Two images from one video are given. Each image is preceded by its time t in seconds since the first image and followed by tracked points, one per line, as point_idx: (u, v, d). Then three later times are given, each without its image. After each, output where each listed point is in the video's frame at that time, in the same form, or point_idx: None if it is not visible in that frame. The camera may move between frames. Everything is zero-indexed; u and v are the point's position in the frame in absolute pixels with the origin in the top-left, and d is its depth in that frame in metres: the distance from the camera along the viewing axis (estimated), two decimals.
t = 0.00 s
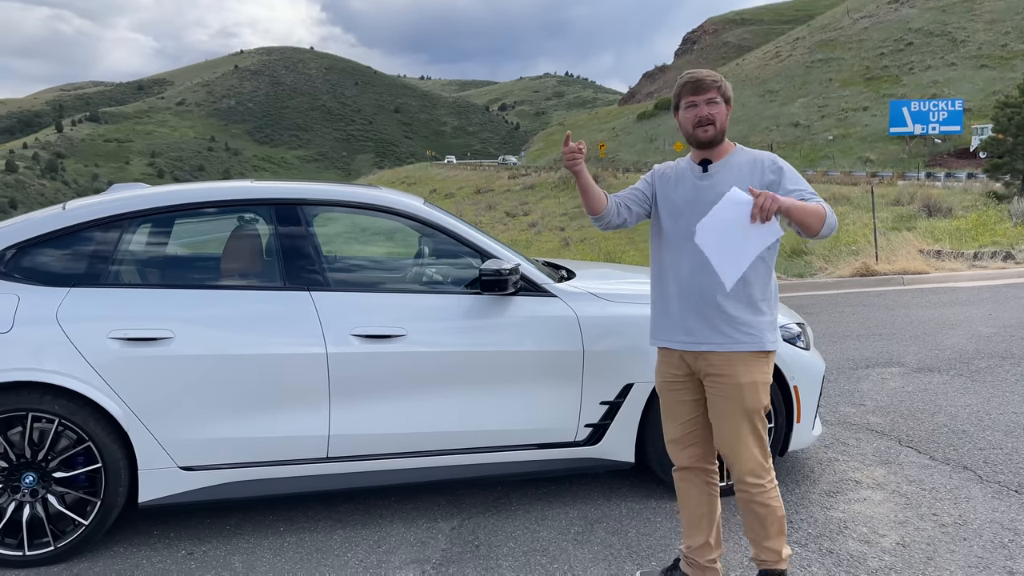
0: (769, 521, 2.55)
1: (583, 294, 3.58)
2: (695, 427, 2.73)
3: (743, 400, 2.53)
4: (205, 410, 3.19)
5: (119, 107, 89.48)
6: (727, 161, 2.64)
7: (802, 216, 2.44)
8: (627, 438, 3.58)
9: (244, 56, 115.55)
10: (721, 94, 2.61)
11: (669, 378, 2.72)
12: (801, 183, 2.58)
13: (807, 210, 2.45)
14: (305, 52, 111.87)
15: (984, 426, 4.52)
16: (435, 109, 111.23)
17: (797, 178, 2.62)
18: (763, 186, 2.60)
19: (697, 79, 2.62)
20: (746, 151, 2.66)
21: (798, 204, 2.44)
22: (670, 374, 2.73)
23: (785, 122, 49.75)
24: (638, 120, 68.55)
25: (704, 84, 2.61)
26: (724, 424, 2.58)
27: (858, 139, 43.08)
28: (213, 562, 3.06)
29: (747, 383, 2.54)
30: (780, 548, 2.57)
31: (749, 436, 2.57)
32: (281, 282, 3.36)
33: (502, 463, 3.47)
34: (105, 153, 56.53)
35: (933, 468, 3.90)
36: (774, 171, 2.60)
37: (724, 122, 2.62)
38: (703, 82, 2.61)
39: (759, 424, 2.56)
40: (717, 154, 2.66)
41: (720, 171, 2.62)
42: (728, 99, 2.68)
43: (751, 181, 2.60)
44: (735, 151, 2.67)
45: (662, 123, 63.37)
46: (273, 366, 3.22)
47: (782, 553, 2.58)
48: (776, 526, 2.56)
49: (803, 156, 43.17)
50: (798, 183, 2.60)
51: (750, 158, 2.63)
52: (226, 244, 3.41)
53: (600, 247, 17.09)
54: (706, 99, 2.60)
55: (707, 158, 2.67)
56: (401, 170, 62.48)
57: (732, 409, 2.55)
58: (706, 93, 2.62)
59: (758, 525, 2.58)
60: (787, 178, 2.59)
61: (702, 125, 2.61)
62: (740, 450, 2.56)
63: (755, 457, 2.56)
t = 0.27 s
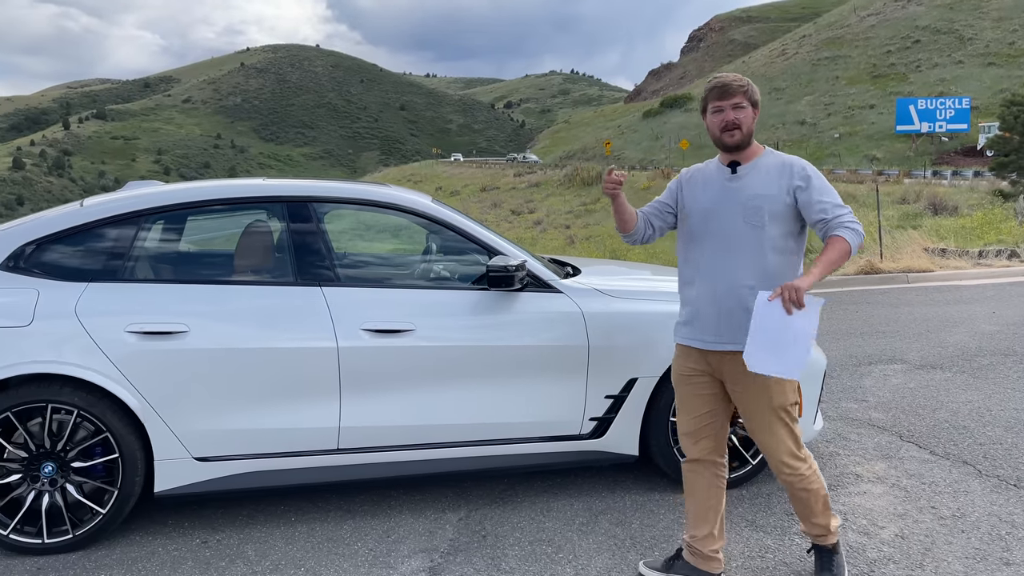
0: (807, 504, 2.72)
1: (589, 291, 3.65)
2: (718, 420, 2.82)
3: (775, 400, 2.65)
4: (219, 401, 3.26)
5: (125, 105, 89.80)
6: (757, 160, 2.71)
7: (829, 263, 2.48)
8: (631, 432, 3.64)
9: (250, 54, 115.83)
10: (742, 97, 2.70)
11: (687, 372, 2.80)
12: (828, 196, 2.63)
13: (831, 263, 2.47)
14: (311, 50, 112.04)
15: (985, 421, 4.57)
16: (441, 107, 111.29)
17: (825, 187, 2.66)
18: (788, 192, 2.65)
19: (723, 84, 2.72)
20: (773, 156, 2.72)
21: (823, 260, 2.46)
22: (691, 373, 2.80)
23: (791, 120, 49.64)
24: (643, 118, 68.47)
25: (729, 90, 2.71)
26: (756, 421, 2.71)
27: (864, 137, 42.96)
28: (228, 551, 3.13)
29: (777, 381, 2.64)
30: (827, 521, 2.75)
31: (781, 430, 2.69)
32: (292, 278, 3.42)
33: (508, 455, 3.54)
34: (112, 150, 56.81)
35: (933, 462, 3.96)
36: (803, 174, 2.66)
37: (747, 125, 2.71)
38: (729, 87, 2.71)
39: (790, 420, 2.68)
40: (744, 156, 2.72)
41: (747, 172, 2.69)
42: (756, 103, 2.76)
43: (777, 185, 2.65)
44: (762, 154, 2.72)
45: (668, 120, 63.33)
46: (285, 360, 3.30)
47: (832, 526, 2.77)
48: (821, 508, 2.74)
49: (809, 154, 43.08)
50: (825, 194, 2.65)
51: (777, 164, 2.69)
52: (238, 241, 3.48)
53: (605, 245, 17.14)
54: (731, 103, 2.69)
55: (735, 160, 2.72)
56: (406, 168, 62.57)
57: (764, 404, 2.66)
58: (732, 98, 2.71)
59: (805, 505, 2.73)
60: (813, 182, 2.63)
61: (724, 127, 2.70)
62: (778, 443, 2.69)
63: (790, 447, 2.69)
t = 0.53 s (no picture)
0: (821, 499, 2.79)
1: (591, 288, 3.70)
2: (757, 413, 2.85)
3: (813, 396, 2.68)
4: (227, 394, 3.30)
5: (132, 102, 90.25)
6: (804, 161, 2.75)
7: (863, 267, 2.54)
8: (631, 426, 3.69)
9: (257, 51, 116.21)
10: (793, 98, 2.72)
11: (730, 368, 2.82)
12: (872, 203, 2.68)
13: (860, 267, 2.54)
14: (317, 48, 112.31)
15: (983, 418, 4.61)
16: (446, 105, 111.40)
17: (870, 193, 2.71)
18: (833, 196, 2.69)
19: (777, 85, 2.74)
20: (822, 159, 2.76)
21: (852, 261, 2.54)
22: (728, 367, 2.83)
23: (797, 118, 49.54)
24: (649, 116, 68.42)
25: (779, 91, 2.73)
26: (791, 415, 2.75)
27: (870, 135, 42.84)
28: (234, 541, 3.17)
29: (817, 381, 2.68)
30: (830, 522, 2.82)
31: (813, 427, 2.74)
32: (299, 275, 3.47)
33: (512, 448, 3.59)
34: (119, 148, 57.18)
35: (930, 458, 4.00)
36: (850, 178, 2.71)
37: (797, 126, 2.74)
38: (782, 88, 2.73)
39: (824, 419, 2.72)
40: (794, 157, 2.76)
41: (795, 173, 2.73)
42: (808, 106, 2.79)
43: (827, 188, 2.69)
44: (812, 157, 2.76)
45: (674, 119, 63.28)
46: (292, 354, 3.34)
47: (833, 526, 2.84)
48: (825, 509, 2.81)
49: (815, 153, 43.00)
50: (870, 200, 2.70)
51: (823, 167, 2.74)
52: (245, 238, 3.53)
53: (610, 243, 17.18)
54: (785, 104, 2.72)
55: (786, 161, 2.76)
56: (412, 166, 62.71)
57: (803, 404, 2.70)
58: (785, 99, 2.73)
59: (814, 503, 2.81)
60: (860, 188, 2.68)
61: (775, 128, 2.73)
62: (810, 439, 2.73)
63: (817, 445, 2.74)
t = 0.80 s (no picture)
0: (822, 487, 2.85)
1: (590, 286, 3.76)
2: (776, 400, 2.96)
3: (827, 384, 2.78)
4: (231, 388, 3.34)
5: (139, 101, 90.60)
6: (820, 161, 2.85)
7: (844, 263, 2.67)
8: (626, 422, 3.74)
9: (263, 50, 116.49)
10: (799, 100, 2.81)
11: (751, 355, 2.93)
12: (882, 202, 2.72)
13: (840, 263, 2.67)
14: (323, 47, 112.52)
15: (979, 415, 4.67)
16: (452, 105, 111.46)
17: (886, 191, 2.73)
18: (840, 197, 2.79)
19: (779, 89, 2.87)
20: (842, 153, 2.84)
21: (831, 257, 2.67)
22: (749, 351, 2.94)
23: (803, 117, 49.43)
24: (655, 115, 68.36)
25: (783, 93, 2.84)
26: (804, 402, 2.84)
27: (876, 135, 42.74)
28: (236, 532, 3.20)
29: (830, 371, 2.78)
30: (823, 513, 2.88)
31: (823, 416, 2.83)
32: (300, 271, 3.52)
33: (511, 443, 3.64)
34: (125, 147, 57.46)
35: (923, 454, 4.06)
36: (861, 177, 2.77)
37: (806, 125, 2.83)
38: (785, 90, 2.84)
39: (836, 409, 2.80)
40: (815, 153, 2.87)
41: (811, 173, 2.85)
42: (824, 99, 2.84)
43: (840, 183, 2.79)
44: (830, 152, 2.85)
45: (679, 118, 63.21)
46: (293, 349, 3.38)
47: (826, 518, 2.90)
48: (826, 498, 2.87)
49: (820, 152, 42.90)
50: (883, 196, 2.73)
51: (837, 166, 2.82)
52: (248, 236, 3.57)
53: (614, 243, 17.21)
54: (779, 108, 2.86)
55: (806, 158, 2.89)
56: (417, 165, 62.75)
57: (817, 392, 2.80)
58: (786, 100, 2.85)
59: (813, 491, 2.88)
60: (870, 188, 2.73)
61: (781, 129, 2.87)
62: (820, 425, 2.82)
63: (826, 434, 2.82)
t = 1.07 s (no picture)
0: (815, 476, 2.95)
1: (586, 284, 3.81)
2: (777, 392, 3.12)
3: (819, 375, 2.91)
4: (231, 383, 3.40)
5: (146, 102, 91.04)
6: (818, 156, 3.02)
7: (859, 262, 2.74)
8: (621, 417, 3.80)
9: (269, 51, 116.87)
10: (792, 101, 3.01)
11: (753, 346, 3.12)
12: (885, 187, 2.81)
13: (865, 258, 2.72)
14: (329, 47, 112.82)
15: (972, 413, 4.74)
16: (458, 105, 111.60)
17: (887, 177, 2.83)
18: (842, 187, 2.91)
19: (776, 92, 3.07)
20: (838, 148, 2.98)
21: (855, 255, 2.73)
22: (751, 343, 3.13)
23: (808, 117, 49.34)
24: (660, 115, 68.31)
25: (779, 96, 3.05)
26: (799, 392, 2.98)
27: (882, 134, 42.66)
28: (237, 523, 3.25)
29: (822, 362, 2.90)
30: (814, 500, 2.95)
31: (818, 406, 2.94)
32: (300, 269, 3.57)
33: (509, 437, 3.70)
34: (133, 148, 57.81)
35: (915, 450, 4.13)
36: (861, 165, 2.87)
37: (802, 124, 3.01)
38: (782, 93, 3.05)
39: (828, 400, 2.91)
40: (814, 149, 3.04)
41: (809, 168, 3.02)
42: (819, 99, 3.01)
43: (836, 178, 2.93)
44: (826, 148, 3.02)
45: (684, 118, 63.18)
46: (293, 344, 3.43)
47: (817, 509, 2.97)
48: (817, 489, 2.96)
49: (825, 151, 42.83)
50: (880, 187, 2.82)
51: (836, 160, 2.96)
52: (249, 234, 3.62)
53: (618, 242, 17.27)
54: (777, 109, 3.06)
55: (805, 154, 3.06)
56: (423, 165, 62.85)
57: (808, 382, 2.93)
58: (782, 102, 3.05)
59: (807, 478, 2.97)
60: (868, 175, 2.84)
61: (779, 130, 3.07)
62: (814, 414, 2.94)
63: (818, 423, 2.93)
